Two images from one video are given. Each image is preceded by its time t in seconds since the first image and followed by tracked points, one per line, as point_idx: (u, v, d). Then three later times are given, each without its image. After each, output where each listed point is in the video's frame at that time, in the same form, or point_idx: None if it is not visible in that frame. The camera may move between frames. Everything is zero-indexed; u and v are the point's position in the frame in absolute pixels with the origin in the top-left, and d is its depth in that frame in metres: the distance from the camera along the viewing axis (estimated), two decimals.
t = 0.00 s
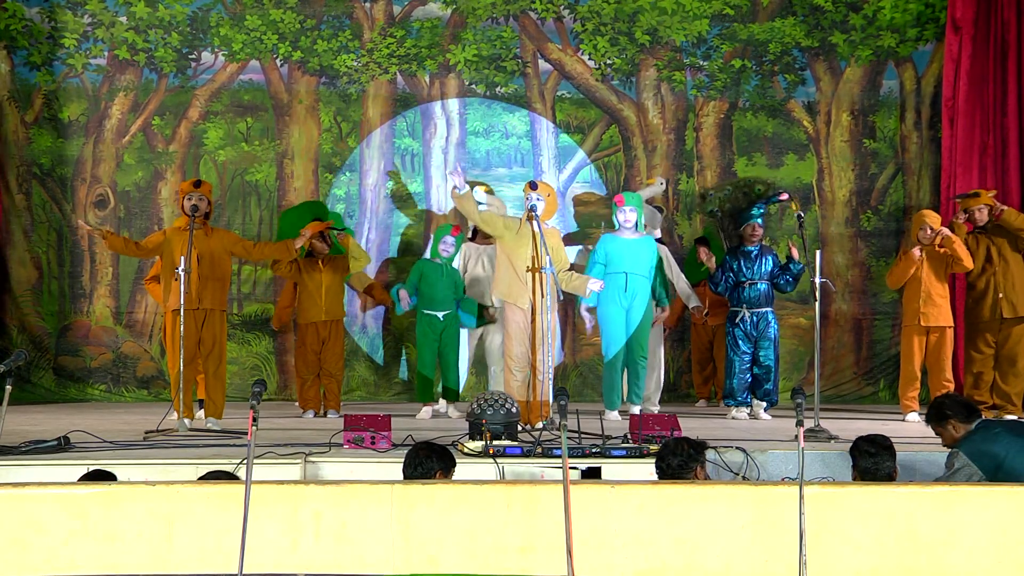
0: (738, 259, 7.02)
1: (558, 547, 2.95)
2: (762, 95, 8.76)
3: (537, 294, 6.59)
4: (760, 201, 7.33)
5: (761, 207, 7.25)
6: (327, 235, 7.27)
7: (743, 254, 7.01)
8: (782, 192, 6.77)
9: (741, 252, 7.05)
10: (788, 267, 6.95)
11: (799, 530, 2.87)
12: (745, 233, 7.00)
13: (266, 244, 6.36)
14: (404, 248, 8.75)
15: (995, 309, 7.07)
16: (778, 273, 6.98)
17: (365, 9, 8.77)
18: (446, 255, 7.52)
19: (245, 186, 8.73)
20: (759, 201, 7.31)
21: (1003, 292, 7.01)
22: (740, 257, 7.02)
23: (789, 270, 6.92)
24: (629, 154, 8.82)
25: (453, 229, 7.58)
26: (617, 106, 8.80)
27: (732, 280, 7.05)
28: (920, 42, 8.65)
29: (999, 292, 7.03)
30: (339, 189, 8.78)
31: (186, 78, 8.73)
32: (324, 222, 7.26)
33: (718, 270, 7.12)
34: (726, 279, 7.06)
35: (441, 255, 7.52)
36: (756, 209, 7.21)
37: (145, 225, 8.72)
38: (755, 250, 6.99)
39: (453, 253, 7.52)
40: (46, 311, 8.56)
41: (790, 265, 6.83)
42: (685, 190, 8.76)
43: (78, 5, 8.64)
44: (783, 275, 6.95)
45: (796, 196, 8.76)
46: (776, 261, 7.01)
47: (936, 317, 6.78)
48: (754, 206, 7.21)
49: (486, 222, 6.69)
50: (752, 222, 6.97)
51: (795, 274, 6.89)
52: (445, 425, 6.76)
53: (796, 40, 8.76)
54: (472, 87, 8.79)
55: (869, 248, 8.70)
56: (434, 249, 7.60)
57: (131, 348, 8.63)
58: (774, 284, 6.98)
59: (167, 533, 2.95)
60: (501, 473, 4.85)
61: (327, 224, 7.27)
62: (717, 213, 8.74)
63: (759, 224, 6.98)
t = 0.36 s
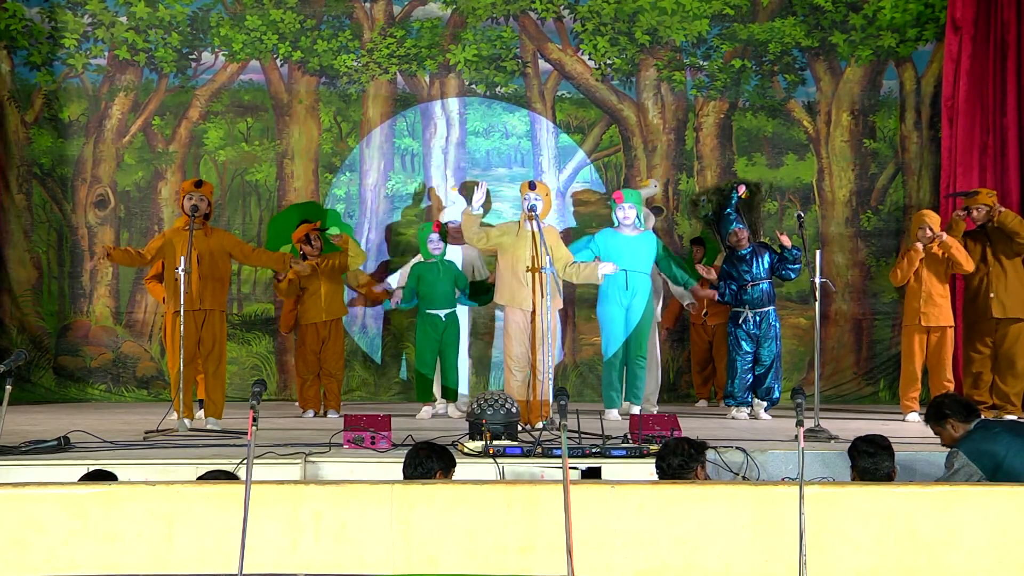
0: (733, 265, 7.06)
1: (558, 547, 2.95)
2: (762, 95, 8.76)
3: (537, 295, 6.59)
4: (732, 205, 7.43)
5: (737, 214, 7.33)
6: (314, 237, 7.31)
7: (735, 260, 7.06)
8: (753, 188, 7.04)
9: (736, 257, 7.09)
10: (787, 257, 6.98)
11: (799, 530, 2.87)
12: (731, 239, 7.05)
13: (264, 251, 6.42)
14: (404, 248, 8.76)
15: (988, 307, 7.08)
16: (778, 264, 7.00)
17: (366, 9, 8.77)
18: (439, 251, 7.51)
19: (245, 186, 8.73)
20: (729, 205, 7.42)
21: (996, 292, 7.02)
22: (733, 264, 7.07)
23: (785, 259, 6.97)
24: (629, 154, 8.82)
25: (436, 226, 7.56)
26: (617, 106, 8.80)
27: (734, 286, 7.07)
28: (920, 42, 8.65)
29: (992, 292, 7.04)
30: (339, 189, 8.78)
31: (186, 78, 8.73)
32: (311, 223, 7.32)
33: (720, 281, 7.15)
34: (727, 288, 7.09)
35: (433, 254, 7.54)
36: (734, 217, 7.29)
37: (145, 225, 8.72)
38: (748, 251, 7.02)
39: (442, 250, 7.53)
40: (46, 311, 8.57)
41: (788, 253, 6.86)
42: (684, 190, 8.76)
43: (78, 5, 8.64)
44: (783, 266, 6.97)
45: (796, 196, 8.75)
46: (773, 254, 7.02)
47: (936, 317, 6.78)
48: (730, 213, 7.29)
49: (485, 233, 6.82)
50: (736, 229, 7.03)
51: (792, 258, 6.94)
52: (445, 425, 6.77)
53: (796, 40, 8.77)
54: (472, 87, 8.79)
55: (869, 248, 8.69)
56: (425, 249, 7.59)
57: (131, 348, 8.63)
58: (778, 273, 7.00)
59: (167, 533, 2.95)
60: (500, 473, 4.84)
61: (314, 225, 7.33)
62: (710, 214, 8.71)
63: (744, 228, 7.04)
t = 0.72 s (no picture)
0: (736, 261, 7.05)
1: (559, 547, 2.95)
2: (762, 95, 8.76)
3: (537, 295, 6.64)
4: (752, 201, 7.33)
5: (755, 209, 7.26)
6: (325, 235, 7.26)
7: (741, 255, 7.04)
8: (767, 190, 6.97)
9: (741, 253, 7.07)
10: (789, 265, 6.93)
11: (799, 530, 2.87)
12: (741, 234, 7.03)
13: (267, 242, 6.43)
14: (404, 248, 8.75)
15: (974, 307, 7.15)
16: (779, 271, 6.97)
17: (366, 9, 8.77)
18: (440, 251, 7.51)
19: (245, 186, 8.73)
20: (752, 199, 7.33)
21: (985, 292, 7.06)
22: (738, 258, 7.05)
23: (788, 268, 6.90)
24: (629, 154, 8.82)
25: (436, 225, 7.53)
26: (617, 106, 8.80)
27: (732, 281, 7.08)
28: (920, 42, 8.65)
29: (981, 292, 7.10)
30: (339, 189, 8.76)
31: (186, 78, 8.74)
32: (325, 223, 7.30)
33: (719, 273, 7.16)
34: (725, 282, 7.10)
35: (434, 253, 7.52)
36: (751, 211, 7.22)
37: (145, 225, 8.72)
38: (753, 250, 7.01)
39: (444, 248, 7.50)
40: (46, 311, 8.57)
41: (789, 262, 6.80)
42: (685, 190, 8.76)
43: (78, 5, 8.64)
44: (784, 274, 6.94)
45: (796, 196, 8.76)
46: (776, 259, 7.01)
47: (936, 317, 6.78)
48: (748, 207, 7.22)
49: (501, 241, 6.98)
50: (746, 224, 7.00)
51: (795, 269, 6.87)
52: (445, 425, 6.77)
53: (796, 40, 8.77)
54: (472, 87, 8.79)
55: (869, 248, 8.70)
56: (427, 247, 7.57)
57: (131, 347, 8.63)
58: (775, 281, 6.98)
59: (167, 533, 2.95)
60: (500, 473, 4.84)
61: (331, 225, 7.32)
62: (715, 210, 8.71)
63: (754, 226, 7.01)
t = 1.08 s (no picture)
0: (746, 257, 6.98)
1: (559, 547, 2.94)
2: (762, 95, 8.76)
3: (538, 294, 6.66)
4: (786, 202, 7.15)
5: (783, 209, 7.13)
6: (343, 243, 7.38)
7: (752, 252, 6.97)
8: (800, 198, 6.75)
9: (752, 250, 7.01)
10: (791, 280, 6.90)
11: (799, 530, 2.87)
12: (759, 233, 6.93)
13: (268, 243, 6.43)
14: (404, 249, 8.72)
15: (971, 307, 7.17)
16: (778, 282, 6.96)
17: (366, 9, 8.77)
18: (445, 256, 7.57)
19: (245, 186, 8.74)
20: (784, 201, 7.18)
21: (982, 293, 7.08)
22: (748, 254, 6.98)
23: (790, 283, 6.88)
24: (629, 154, 8.82)
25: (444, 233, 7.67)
26: (617, 106, 8.80)
27: (733, 272, 7.02)
28: (921, 42, 8.65)
29: (978, 292, 7.12)
30: (339, 189, 8.76)
31: (186, 78, 8.74)
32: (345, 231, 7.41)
33: (721, 259, 7.07)
34: (726, 271, 7.02)
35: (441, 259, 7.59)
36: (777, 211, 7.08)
37: (145, 225, 8.72)
38: (765, 252, 6.96)
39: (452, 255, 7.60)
40: (46, 311, 8.57)
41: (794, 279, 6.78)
42: (685, 190, 8.77)
43: (78, 5, 8.64)
44: (783, 286, 6.93)
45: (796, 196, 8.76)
46: (779, 270, 6.99)
47: (937, 317, 6.78)
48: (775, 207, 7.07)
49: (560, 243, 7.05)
50: (767, 224, 6.89)
51: (795, 287, 6.85)
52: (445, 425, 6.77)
53: (796, 40, 8.77)
54: (472, 87, 8.78)
55: (870, 247, 8.70)
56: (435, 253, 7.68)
57: (131, 347, 8.63)
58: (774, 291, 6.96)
59: (167, 533, 2.95)
60: (501, 473, 4.84)
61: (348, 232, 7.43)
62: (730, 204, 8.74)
63: (775, 230, 6.91)
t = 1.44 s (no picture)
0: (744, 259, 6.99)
1: (559, 547, 2.94)
2: (762, 95, 8.76)
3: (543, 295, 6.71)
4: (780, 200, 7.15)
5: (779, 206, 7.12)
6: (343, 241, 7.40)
7: (751, 253, 6.98)
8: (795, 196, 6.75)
9: (751, 251, 7.01)
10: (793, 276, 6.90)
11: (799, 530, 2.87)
12: (757, 233, 6.94)
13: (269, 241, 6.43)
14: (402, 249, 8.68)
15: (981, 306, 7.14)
16: (781, 280, 6.95)
17: (366, 9, 8.77)
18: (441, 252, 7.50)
19: (245, 186, 8.76)
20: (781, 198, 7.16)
21: (989, 292, 7.06)
22: (747, 254, 6.99)
23: (791, 278, 6.88)
24: (629, 154, 8.82)
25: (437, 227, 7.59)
26: (617, 106, 8.80)
27: (734, 275, 7.03)
28: (921, 42, 8.65)
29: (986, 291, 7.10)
30: (339, 189, 8.77)
31: (186, 79, 8.77)
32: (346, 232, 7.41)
33: (722, 262, 7.09)
34: (728, 274, 7.04)
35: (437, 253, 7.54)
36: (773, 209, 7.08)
37: (145, 225, 8.72)
38: (764, 251, 6.96)
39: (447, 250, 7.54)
40: (46, 311, 8.58)
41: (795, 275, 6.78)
42: (685, 190, 8.77)
43: (78, 5, 8.64)
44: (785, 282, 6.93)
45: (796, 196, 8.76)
46: (780, 268, 6.99)
47: (937, 317, 6.77)
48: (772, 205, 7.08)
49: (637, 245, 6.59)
50: (763, 223, 6.90)
51: (796, 284, 6.86)
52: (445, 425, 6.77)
53: (796, 40, 8.77)
54: (472, 87, 8.77)
55: (869, 247, 8.70)
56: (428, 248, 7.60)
57: (131, 347, 8.62)
58: (775, 289, 6.97)
59: (167, 533, 2.95)
60: (501, 473, 4.84)
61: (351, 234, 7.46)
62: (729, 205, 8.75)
63: (772, 227, 6.90)
